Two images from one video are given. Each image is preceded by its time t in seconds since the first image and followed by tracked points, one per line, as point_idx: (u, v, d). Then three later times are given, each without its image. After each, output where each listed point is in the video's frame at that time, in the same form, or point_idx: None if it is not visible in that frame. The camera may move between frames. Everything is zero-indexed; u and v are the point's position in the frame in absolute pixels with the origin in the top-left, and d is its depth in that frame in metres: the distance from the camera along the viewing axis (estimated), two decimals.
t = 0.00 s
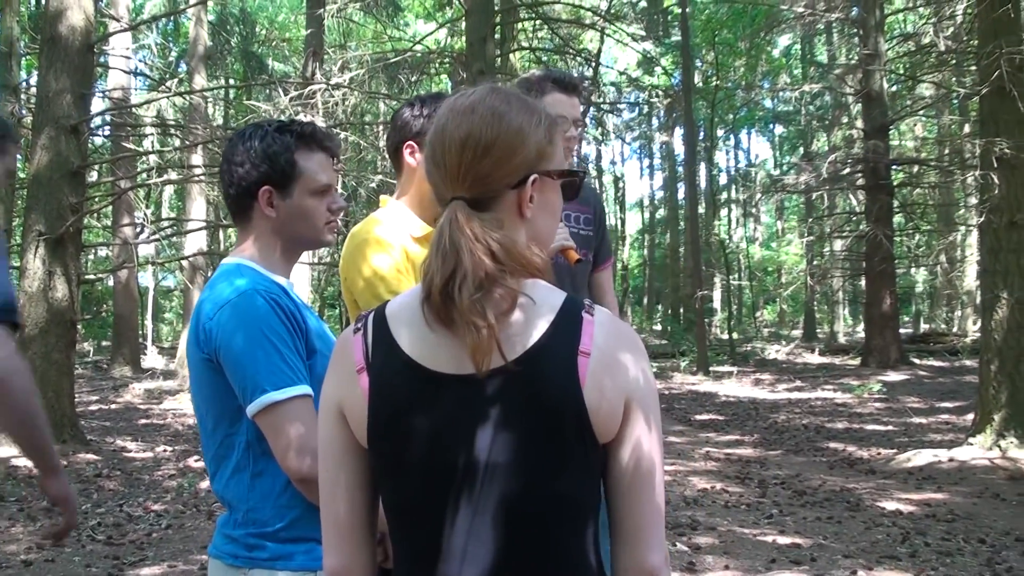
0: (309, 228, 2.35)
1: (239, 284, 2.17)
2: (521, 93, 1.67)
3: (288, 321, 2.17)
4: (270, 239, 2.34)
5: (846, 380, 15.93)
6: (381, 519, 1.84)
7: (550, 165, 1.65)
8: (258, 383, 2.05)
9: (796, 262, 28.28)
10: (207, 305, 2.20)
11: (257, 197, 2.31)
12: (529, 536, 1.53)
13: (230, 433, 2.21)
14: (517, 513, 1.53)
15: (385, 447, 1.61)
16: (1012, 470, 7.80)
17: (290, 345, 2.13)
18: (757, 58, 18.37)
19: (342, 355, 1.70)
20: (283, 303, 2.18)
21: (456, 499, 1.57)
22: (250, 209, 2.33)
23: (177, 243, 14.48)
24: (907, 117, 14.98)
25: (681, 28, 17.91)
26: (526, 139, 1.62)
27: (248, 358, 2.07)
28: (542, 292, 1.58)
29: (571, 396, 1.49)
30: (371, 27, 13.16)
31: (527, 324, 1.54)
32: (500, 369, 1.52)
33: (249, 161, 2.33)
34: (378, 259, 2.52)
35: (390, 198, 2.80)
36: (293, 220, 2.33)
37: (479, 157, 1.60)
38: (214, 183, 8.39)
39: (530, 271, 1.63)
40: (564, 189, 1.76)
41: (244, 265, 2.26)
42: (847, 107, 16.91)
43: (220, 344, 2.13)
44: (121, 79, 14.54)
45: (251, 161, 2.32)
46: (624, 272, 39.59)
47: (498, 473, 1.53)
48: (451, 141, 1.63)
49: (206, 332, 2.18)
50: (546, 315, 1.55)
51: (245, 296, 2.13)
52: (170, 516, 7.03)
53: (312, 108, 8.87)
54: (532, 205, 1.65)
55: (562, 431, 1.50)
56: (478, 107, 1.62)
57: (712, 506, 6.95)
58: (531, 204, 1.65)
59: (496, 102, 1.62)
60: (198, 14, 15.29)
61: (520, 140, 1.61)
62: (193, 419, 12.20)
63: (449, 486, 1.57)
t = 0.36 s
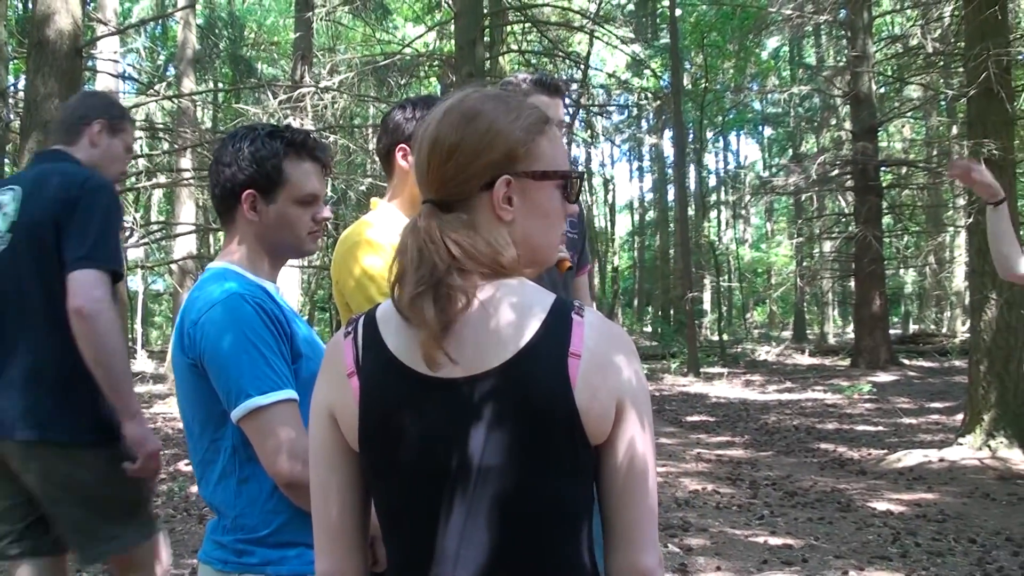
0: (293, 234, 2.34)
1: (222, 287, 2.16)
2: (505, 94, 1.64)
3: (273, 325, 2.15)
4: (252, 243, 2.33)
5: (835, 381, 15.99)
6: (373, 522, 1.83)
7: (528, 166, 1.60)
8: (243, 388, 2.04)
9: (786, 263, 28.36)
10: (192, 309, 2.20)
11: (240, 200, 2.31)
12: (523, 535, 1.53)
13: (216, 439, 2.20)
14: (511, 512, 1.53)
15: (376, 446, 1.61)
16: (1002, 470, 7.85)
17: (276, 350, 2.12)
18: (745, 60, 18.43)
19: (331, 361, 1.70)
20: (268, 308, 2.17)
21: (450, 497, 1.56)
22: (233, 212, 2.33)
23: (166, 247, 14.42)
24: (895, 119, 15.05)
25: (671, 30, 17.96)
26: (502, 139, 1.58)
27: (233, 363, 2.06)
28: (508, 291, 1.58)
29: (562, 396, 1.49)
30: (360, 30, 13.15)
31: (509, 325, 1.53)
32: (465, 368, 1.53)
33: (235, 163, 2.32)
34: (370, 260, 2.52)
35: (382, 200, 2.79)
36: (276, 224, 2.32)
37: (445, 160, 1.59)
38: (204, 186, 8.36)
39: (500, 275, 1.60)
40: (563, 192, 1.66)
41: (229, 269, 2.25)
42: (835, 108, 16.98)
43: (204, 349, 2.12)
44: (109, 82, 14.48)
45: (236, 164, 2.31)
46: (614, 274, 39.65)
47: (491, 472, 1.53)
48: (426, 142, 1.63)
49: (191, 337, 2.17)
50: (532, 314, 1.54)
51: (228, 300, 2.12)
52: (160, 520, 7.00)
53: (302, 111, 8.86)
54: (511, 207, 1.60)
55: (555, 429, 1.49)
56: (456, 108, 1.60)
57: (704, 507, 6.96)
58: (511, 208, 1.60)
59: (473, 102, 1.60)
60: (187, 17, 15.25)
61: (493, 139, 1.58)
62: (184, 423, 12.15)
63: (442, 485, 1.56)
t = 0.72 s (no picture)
0: (295, 229, 2.35)
1: (220, 281, 2.15)
2: (511, 92, 1.65)
3: (270, 321, 2.15)
4: (256, 239, 2.32)
5: (831, 379, 16.03)
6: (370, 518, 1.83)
7: (536, 163, 1.61)
8: (239, 383, 2.04)
9: (783, 261, 28.41)
10: (188, 303, 2.18)
11: (245, 195, 2.29)
12: (521, 530, 1.52)
13: (211, 434, 2.19)
14: (509, 507, 1.53)
15: (373, 441, 1.61)
16: (997, 470, 7.87)
17: (272, 346, 2.11)
18: (743, 58, 18.43)
19: (330, 356, 1.70)
20: (265, 302, 2.16)
21: (448, 492, 1.56)
22: (236, 207, 2.31)
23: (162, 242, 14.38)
24: (892, 117, 15.05)
25: (668, 28, 17.95)
26: (510, 135, 1.59)
27: (229, 359, 2.06)
28: (507, 289, 1.58)
29: (560, 396, 1.48)
30: (357, 27, 13.13)
31: (508, 321, 1.53)
32: (466, 366, 1.53)
33: (239, 157, 2.31)
34: (368, 254, 2.51)
35: (379, 195, 2.78)
36: (278, 219, 2.31)
37: (458, 156, 1.59)
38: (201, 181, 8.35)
39: (508, 274, 1.59)
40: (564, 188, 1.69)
41: (227, 264, 2.24)
42: (832, 107, 16.99)
43: (200, 344, 2.11)
44: (106, 77, 14.44)
45: (241, 157, 2.30)
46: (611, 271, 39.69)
47: (490, 467, 1.53)
48: (434, 138, 1.63)
49: (187, 332, 2.16)
50: (533, 309, 1.54)
51: (225, 293, 2.12)
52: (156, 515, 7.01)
53: (299, 108, 8.85)
54: (519, 203, 1.61)
55: (552, 425, 1.49)
56: (462, 105, 1.61)
57: (699, 505, 6.97)
58: (519, 203, 1.61)
59: (480, 99, 1.61)
60: (184, 13, 15.21)
61: (502, 137, 1.58)
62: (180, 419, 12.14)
63: (441, 480, 1.56)
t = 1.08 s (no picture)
0: (302, 222, 2.37)
1: (226, 275, 2.16)
2: (512, 85, 1.68)
3: (275, 314, 2.16)
4: (262, 233, 2.34)
5: (829, 375, 16.04)
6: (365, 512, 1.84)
7: (543, 155, 1.67)
8: (243, 376, 2.04)
9: (781, 257, 28.39)
10: (191, 296, 2.18)
11: (254, 189, 2.30)
12: (524, 516, 1.52)
13: (214, 428, 2.19)
14: (511, 504, 1.53)
15: (374, 432, 1.60)
16: (995, 465, 7.87)
17: (278, 339, 2.12)
18: (742, 53, 18.38)
19: (335, 343, 1.67)
20: (269, 296, 2.16)
21: (446, 488, 1.56)
22: (244, 201, 2.31)
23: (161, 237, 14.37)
24: (892, 113, 15.03)
25: (667, 23, 17.90)
26: (517, 128, 1.63)
27: (234, 351, 2.05)
28: (514, 284, 1.59)
29: (565, 384, 1.50)
30: (356, 20, 13.09)
31: (506, 318, 1.54)
32: (475, 356, 1.53)
33: (247, 154, 2.31)
34: (368, 246, 2.51)
35: (377, 188, 2.78)
36: (287, 213, 2.34)
37: (470, 148, 1.61)
38: (199, 176, 8.35)
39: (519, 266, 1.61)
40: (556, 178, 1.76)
41: (229, 257, 2.25)
42: (831, 102, 16.97)
43: (206, 338, 2.11)
44: (104, 72, 14.41)
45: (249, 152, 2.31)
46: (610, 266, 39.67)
47: (488, 461, 1.53)
48: (441, 130, 1.64)
49: (192, 325, 2.15)
50: (535, 301, 1.56)
51: (232, 286, 2.12)
52: (154, 510, 7.01)
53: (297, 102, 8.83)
54: (525, 195, 1.66)
55: (554, 414, 1.50)
56: (469, 98, 1.64)
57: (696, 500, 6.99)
58: (524, 195, 1.66)
59: (486, 92, 1.64)
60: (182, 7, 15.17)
61: (511, 130, 1.62)
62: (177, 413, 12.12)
63: (441, 473, 1.56)
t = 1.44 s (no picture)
0: (285, 217, 2.34)
1: (212, 270, 2.13)
2: (493, 80, 1.67)
3: (264, 307, 2.15)
4: (246, 228, 2.31)
5: (812, 369, 16.15)
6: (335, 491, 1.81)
7: (526, 149, 1.67)
8: (233, 371, 2.02)
9: (765, 252, 28.52)
10: (178, 292, 2.16)
11: (239, 183, 2.28)
12: (515, 503, 1.52)
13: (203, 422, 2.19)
14: (485, 510, 1.54)
15: (356, 421, 1.59)
16: (977, 458, 7.93)
17: (267, 331, 2.11)
18: (726, 48, 18.43)
19: (321, 332, 1.62)
20: (258, 291, 2.16)
21: (425, 499, 1.56)
22: (228, 195, 2.29)
23: (143, 232, 14.26)
24: (875, 108, 15.10)
25: (651, 19, 17.91)
26: (501, 125, 1.62)
27: (222, 347, 2.03)
28: (504, 279, 1.58)
29: (550, 372, 1.50)
30: (340, 14, 13.02)
31: (486, 321, 1.53)
32: (465, 349, 1.52)
33: (230, 149, 2.28)
34: (350, 243, 2.49)
35: (361, 183, 2.76)
36: (273, 208, 2.31)
37: (456, 144, 1.60)
38: (182, 170, 8.27)
39: (507, 260, 1.60)
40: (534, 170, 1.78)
41: (215, 252, 2.22)
42: (814, 98, 17.04)
43: (194, 332, 2.09)
44: (86, 65, 14.26)
45: (233, 146, 2.28)
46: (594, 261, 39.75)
47: (473, 457, 1.53)
48: (426, 128, 1.62)
49: (181, 320, 2.13)
50: (520, 296, 1.55)
51: (219, 281, 2.10)
52: (137, 506, 6.96)
53: (281, 96, 8.75)
54: (509, 189, 1.67)
55: (539, 408, 1.50)
56: (453, 94, 1.62)
57: (682, 494, 7.01)
58: (509, 189, 1.67)
59: (470, 89, 1.62)
60: None
61: (495, 127, 1.62)
62: (160, 409, 12.05)
63: (423, 475, 1.56)
